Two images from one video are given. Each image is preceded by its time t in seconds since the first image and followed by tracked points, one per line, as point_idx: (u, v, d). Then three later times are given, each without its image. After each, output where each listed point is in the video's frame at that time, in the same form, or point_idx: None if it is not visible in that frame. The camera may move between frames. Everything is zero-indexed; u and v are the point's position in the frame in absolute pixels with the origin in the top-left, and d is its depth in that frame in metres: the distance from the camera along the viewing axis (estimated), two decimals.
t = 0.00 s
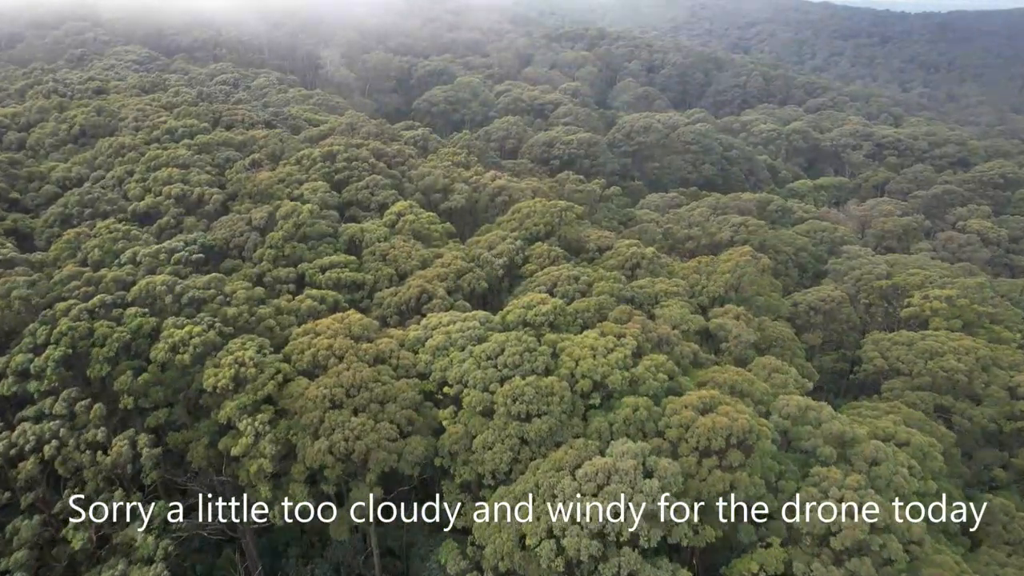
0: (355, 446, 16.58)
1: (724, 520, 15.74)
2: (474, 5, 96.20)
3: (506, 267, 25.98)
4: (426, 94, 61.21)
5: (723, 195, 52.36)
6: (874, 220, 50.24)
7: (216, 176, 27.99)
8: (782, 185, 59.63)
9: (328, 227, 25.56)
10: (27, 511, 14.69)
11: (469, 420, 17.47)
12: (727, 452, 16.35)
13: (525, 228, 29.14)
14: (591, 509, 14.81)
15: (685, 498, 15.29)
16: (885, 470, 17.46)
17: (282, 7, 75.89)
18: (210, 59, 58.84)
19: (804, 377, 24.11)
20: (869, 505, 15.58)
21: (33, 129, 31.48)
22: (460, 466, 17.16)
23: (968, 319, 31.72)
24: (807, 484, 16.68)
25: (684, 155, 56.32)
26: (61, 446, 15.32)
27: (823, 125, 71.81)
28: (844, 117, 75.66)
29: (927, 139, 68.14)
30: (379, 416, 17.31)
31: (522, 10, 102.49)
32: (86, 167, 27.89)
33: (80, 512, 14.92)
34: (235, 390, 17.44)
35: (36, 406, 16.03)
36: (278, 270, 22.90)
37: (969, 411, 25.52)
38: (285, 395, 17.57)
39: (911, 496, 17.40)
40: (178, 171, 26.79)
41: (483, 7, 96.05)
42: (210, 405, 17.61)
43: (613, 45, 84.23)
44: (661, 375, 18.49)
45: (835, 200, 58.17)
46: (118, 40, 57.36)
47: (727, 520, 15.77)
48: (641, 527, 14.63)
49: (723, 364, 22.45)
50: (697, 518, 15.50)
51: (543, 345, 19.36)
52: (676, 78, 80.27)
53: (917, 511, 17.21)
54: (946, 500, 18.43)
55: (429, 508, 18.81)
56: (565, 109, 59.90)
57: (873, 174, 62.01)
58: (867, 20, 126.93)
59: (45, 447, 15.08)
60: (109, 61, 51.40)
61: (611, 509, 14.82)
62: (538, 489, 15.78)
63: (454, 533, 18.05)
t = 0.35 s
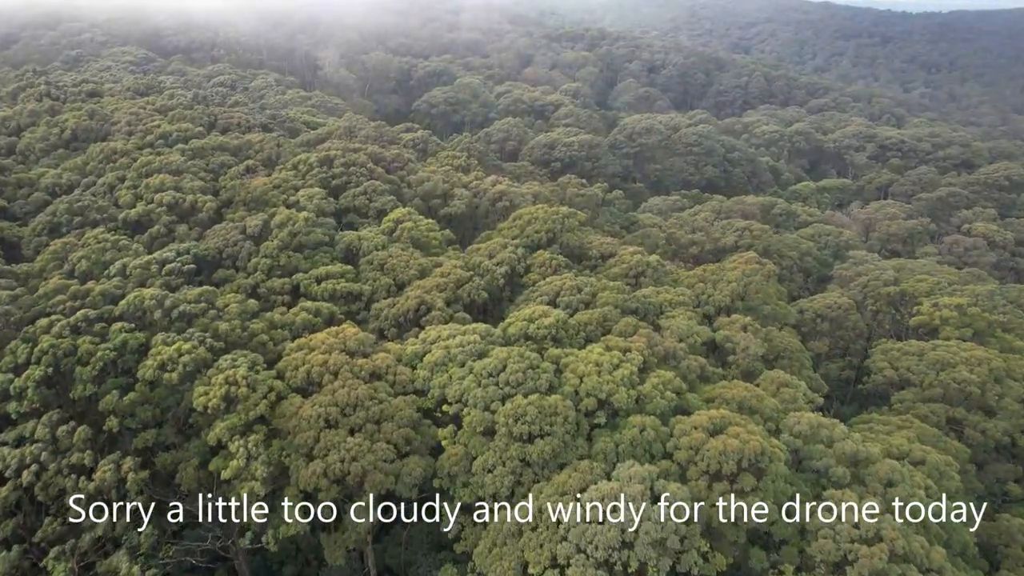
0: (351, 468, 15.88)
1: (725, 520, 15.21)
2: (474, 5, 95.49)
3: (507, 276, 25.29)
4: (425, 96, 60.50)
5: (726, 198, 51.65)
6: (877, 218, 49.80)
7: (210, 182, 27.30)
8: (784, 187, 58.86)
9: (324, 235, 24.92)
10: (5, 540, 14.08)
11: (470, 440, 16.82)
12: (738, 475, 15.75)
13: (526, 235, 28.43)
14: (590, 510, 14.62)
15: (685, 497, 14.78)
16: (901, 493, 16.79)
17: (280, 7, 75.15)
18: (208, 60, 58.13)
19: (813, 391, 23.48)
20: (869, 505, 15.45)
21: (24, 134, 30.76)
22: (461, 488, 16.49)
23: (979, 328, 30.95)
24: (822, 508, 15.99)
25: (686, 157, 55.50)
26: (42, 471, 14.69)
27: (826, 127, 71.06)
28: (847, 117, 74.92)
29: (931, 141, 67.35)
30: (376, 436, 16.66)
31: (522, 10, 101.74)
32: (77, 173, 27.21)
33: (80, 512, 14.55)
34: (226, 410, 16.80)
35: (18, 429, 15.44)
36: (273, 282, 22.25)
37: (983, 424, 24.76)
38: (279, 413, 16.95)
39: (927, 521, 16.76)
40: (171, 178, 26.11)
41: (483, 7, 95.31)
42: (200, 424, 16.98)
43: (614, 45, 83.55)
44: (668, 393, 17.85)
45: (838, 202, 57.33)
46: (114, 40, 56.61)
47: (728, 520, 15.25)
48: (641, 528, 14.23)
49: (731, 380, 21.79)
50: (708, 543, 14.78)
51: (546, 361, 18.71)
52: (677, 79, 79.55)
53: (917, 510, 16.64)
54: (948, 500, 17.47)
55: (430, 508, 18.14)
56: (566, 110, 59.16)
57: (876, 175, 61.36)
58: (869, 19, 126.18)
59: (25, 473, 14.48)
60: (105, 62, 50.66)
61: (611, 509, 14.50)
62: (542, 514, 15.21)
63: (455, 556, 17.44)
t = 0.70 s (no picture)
0: (346, 495, 15.13)
1: (724, 520, 14.77)
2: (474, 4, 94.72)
3: (509, 287, 24.64)
4: (425, 97, 59.71)
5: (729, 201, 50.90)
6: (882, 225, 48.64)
7: (203, 190, 26.60)
8: (787, 189, 58.03)
9: (319, 244, 24.20)
10: None
11: (470, 465, 16.15)
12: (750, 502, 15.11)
13: (527, 244, 27.66)
14: (591, 509, 14.56)
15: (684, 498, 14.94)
16: (920, 521, 16.14)
17: (279, 7, 74.46)
18: (204, 61, 57.41)
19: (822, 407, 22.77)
20: (869, 506, 16.19)
21: (14, 139, 30.10)
22: (461, 514, 15.89)
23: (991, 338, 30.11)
24: (838, 539, 15.40)
25: (688, 159, 54.63)
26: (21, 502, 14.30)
27: (829, 128, 70.24)
28: (850, 118, 74.05)
29: (935, 142, 66.37)
30: (373, 459, 15.96)
31: (523, 10, 101.03)
32: (67, 180, 26.53)
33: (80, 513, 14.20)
34: (216, 434, 16.12)
35: None
36: (267, 295, 21.57)
37: (998, 440, 23.96)
38: (271, 435, 16.24)
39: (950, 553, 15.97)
40: (164, 186, 25.42)
41: (484, 7, 94.55)
42: (189, 447, 16.35)
43: (615, 46, 82.82)
44: (676, 415, 17.19)
45: (841, 205, 56.32)
46: (110, 41, 55.89)
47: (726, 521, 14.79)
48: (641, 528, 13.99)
49: (739, 397, 21.12)
50: None
51: (549, 381, 18.06)
52: (679, 79, 78.79)
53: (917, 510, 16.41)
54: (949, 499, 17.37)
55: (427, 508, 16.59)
56: (567, 112, 58.37)
57: (880, 177, 60.16)
58: (871, 19, 125.23)
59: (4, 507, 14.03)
60: (100, 64, 49.98)
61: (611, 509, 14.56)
62: (547, 546, 14.34)
63: None
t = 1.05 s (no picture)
0: (342, 524, 14.51)
1: (725, 520, 14.52)
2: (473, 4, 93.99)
3: (513, 299, 24.10)
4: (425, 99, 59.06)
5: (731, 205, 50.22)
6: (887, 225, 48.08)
7: (196, 197, 25.95)
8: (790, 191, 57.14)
9: (316, 254, 23.53)
10: None
11: (471, 490, 15.49)
12: (764, 533, 14.50)
13: (529, 252, 26.99)
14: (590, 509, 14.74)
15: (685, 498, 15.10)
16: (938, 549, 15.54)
17: (279, 8, 73.95)
18: (201, 62, 56.79)
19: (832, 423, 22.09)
20: (868, 505, 16.37)
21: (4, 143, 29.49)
22: (464, 544, 15.06)
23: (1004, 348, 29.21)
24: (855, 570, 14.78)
25: (689, 160, 53.84)
26: None
27: (832, 130, 69.50)
28: (854, 120, 73.27)
29: (938, 144, 65.43)
30: (369, 484, 15.31)
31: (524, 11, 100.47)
32: (57, 188, 25.90)
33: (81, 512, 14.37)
34: (206, 460, 15.48)
35: None
36: (261, 308, 20.94)
37: (1014, 456, 23.14)
38: (264, 461, 15.66)
39: None
40: (157, 194, 24.82)
41: (485, 7, 94.00)
42: (178, 472, 15.72)
43: (616, 46, 82.19)
44: (685, 439, 16.52)
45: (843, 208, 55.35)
46: (107, 42, 55.35)
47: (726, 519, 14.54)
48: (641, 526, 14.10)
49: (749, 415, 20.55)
50: None
51: (552, 400, 17.47)
52: (680, 81, 78.16)
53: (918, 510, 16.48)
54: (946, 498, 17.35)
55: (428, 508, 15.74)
56: (567, 114, 57.68)
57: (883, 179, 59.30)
58: (873, 19, 124.36)
59: None
60: (96, 65, 49.38)
61: (611, 509, 14.68)
62: None
63: None
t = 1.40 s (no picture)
0: (336, 560, 13.72)
1: (725, 520, 14.43)
2: (473, 4, 93.32)
3: (513, 313, 23.33)
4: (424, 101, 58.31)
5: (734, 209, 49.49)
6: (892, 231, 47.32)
7: (189, 207, 25.28)
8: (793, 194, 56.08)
9: (311, 267, 22.82)
10: None
11: (471, 522, 14.74)
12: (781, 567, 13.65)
13: (530, 263, 26.30)
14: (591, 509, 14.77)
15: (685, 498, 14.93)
16: None
17: (277, 8, 73.31)
18: (198, 64, 56.08)
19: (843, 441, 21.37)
20: (868, 505, 16.41)
21: None
22: None
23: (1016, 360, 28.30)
24: None
25: (692, 163, 53.05)
26: None
27: (835, 132, 68.73)
28: (857, 121, 72.49)
29: (942, 146, 64.45)
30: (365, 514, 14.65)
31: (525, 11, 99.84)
32: (46, 197, 25.21)
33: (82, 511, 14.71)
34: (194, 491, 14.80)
35: None
36: (253, 325, 20.28)
37: None
38: (254, 492, 14.91)
39: None
40: (148, 204, 24.16)
41: (485, 7, 93.30)
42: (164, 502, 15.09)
43: (617, 47, 81.48)
44: (695, 468, 15.80)
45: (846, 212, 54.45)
46: (104, 43, 54.69)
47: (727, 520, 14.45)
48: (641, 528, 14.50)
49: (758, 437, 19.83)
50: None
51: (556, 423, 16.84)
52: (682, 82, 77.48)
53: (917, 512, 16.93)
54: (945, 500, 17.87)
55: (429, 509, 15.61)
56: (568, 116, 56.95)
57: (887, 181, 58.45)
58: (874, 19, 123.49)
59: None
60: (91, 68, 48.68)
61: (611, 509, 14.87)
62: None
63: None
